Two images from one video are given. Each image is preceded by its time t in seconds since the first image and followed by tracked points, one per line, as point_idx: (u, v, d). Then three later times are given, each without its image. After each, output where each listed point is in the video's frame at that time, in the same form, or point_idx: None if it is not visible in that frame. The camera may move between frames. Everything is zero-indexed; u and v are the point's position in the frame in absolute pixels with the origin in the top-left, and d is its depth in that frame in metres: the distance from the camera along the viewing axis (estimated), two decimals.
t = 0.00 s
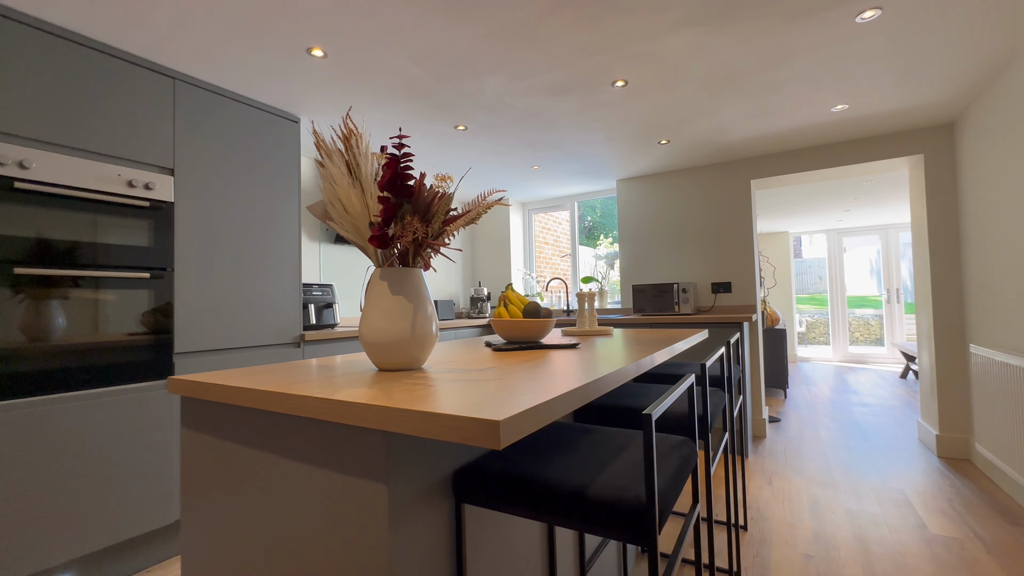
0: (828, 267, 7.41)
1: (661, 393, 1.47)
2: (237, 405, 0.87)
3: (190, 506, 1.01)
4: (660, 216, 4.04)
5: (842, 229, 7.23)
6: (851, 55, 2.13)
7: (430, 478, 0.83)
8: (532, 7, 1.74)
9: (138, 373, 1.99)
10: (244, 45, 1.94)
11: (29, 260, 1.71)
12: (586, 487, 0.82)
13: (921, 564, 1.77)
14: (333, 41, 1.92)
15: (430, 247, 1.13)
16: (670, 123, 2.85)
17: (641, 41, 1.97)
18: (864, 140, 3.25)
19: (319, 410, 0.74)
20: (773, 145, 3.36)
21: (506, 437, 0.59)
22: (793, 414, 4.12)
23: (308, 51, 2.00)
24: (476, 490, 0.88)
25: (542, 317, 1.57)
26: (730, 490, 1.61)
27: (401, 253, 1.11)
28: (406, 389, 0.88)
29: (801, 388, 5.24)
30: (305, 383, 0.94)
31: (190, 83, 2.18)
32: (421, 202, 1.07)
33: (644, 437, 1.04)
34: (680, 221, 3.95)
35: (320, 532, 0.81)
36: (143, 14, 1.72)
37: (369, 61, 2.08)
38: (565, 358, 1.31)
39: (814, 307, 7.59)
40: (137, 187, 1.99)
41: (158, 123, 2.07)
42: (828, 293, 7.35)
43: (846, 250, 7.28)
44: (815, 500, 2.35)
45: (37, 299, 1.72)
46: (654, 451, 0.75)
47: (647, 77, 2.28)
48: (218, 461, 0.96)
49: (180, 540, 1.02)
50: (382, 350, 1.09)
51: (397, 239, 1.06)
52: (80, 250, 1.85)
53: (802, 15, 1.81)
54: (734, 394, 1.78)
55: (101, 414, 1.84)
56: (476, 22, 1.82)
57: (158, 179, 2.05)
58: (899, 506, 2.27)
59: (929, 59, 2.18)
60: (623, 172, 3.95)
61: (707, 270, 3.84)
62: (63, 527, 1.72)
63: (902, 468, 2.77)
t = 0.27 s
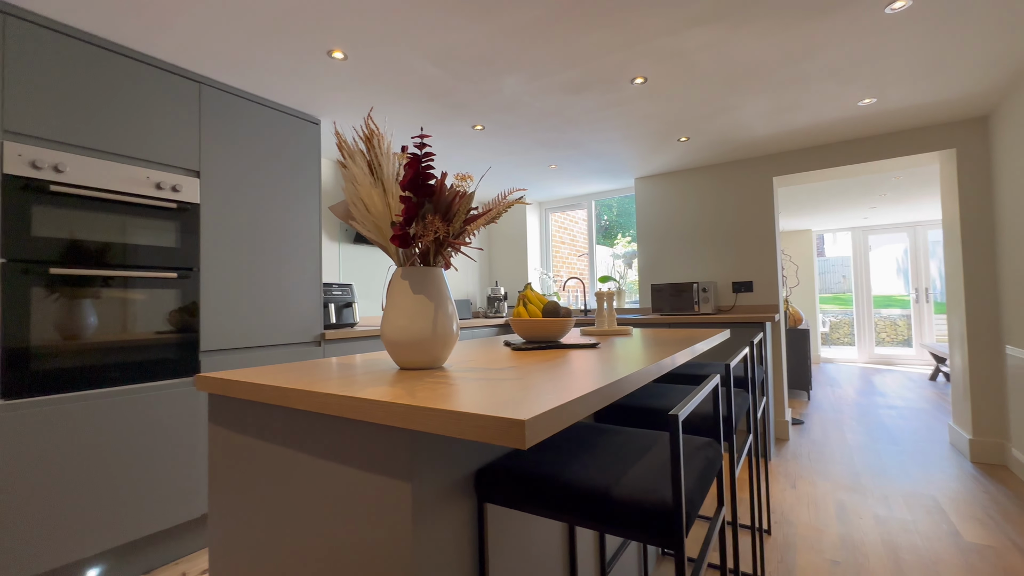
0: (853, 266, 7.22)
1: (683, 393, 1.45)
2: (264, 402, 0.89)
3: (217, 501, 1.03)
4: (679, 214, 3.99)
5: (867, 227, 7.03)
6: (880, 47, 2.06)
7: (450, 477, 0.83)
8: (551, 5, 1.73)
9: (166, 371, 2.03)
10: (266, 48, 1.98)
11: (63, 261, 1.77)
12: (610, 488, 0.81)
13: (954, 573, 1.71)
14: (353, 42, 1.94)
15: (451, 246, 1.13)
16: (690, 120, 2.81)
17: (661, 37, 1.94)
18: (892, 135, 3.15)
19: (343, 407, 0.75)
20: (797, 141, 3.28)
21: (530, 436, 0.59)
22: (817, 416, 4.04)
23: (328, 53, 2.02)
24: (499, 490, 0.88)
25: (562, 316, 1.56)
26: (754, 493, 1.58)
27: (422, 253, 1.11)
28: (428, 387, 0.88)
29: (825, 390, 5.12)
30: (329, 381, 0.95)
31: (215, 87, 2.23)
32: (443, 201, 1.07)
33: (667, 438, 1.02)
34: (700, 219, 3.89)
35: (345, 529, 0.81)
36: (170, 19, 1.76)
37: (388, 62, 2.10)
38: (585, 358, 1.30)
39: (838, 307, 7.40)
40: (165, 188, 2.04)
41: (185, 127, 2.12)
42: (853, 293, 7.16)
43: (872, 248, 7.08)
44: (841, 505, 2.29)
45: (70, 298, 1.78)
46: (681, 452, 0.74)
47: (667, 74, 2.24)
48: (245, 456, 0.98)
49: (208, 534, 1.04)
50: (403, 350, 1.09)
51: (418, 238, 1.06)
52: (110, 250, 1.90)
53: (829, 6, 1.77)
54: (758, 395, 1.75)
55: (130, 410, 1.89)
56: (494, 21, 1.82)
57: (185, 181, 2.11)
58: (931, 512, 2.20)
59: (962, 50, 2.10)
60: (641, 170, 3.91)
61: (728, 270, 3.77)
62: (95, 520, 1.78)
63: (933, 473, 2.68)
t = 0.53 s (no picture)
0: (882, 264, 6.99)
1: (709, 395, 1.42)
2: (293, 399, 0.90)
3: (247, 495, 1.05)
4: (702, 212, 3.92)
5: (898, 223, 6.80)
6: (917, 36, 1.98)
7: (475, 476, 0.83)
8: (573, 1, 1.72)
9: (195, 367, 2.08)
10: (292, 51, 2.01)
11: (98, 261, 1.83)
12: (639, 490, 0.80)
13: None
14: (375, 44, 1.96)
15: (474, 245, 1.13)
16: (714, 115, 2.75)
17: (685, 32, 1.91)
18: (927, 128, 3.04)
19: (370, 405, 0.76)
20: (825, 136, 3.19)
21: (560, 435, 0.58)
22: (846, 419, 3.92)
23: (351, 55, 2.05)
24: (525, 490, 0.87)
25: (585, 315, 1.55)
26: (783, 497, 1.54)
27: (446, 252, 1.11)
28: (453, 386, 0.88)
29: (854, 392, 4.97)
30: (353, 379, 0.96)
31: (242, 90, 2.28)
32: (468, 200, 1.07)
33: (695, 439, 1.00)
34: (723, 217, 3.82)
35: (373, 525, 0.82)
36: (200, 24, 1.81)
37: (410, 64, 2.11)
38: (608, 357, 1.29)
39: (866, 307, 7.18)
40: (194, 190, 2.09)
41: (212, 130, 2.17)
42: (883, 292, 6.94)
43: (903, 246, 6.85)
44: (873, 511, 2.21)
45: (105, 297, 1.84)
46: (712, 454, 0.72)
47: (690, 69, 2.20)
48: (273, 452, 1.00)
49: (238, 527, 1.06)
50: (427, 348, 1.10)
51: (442, 237, 1.06)
52: (142, 250, 1.96)
53: None
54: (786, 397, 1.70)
55: (161, 406, 1.95)
56: (516, 19, 1.81)
57: (213, 183, 2.16)
58: (969, 520, 2.11)
59: (1004, 39, 2.01)
60: (662, 168, 3.85)
61: (752, 268, 3.69)
62: (130, 511, 1.84)
63: (970, 479, 2.58)
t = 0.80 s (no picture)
0: (910, 263, 6.78)
1: (734, 395, 1.39)
2: (318, 396, 0.91)
3: (273, 491, 1.07)
4: (722, 210, 3.85)
5: (928, 220, 6.58)
6: (952, 26, 1.91)
7: (499, 476, 0.83)
8: None
9: (220, 365, 2.13)
10: (315, 53, 2.03)
11: (128, 260, 1.88)
12: (667, 490, 0.78)
13: None
14: (396, 44, 1.97)
15: (496, 243, 1.13)
16: (736, 111, 2.70)
17: (708, 26, 1.87)
18: (960, 121, 2.93)
19: (395, 403, 0.76)
20: (852, 131, 3.10)
21: (588, 435, 0.57)
22: (872, 421, 3.82)
23: (372, 55, 2.06)
24: (549, 489, 0.86)
25: (606, 314, 1.53)
26: (811, 502, 1.50)
27: (468, 250, 1.11)
28: (478, 385, 0.88)
29: (880, 394, 4.83)
30: (377, 376, 0.96)
31: (265, 92, 2.32)
32: (490, 198, 1.06)
33: (722, 441, 0.99)
34: (745, 215, 3.75)
35: (398, 522, 0.82)
36: (226, 27, 1.84)
37: (430, 63, 2.12)
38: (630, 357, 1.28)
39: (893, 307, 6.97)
40: (219, 191, 2.13)
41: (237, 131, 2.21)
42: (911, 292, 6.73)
43: (933, 244, 6.63)
44: (903, 517, 2.15)
45: (134, 295, 1.89)
46: (744, 455, 0.71)
47: (713, 64, 2.16)
48: (298, 448, 1.01)
49: (264, 522, 1.08)
50: (448, 346, 1.10)
51: (464, 235, 1.06)
52: (169, 250, 2.00)
53: None
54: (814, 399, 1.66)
55: (188, 402, 1.99)
56: (536, 17, 1.80)
57: (237, 183, 2.20)
58: (1006, 528, 2.03)
59: None
60: (682, 165, 3.80)
61: (775, 267, 3.62)
62: (159, 504, 1.89)
63: (1007, 486, 2.48)
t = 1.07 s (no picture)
0: (940, 261, 6.56)
1: (759, 397, 1.37)
2: (342, 393, 0.92)
3: (296, 486, 1.09)
4: (743, 207, 3.78)
5: (960, 217, 6.35)
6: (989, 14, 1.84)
7: (521, 475, 0.82)
8: None
9: (245, 361, 2.17)
10: (336, 54, 2.06)
11: (156, 259, 1.93)
12: (693, 493, 0.77)
13: None
14: (415, 44, 1.98)
15: (517, 240, 1.12)
16: (760, 105, 2.64)
17: (730, 19, 1.84)
18: (999, 112, 2.81)
19: (419, 401, 0.76)
20: (880, 125, 3.01)
21: (614, 436, 0.56)
22: (901, 424, 3.70)
23: (392, 56, 2.08)
24: (571, 488, 0.86)
25: (626, 313, 1.52)
26: (839, 506, 1.46)
27: (488, 248, 1.11)
28: (500, 384, 0.87)
29: (909, 397, 4.68)
30: (399, 374, 0.97)
31: (287, 94, 2.36)
32: (511, 195, 1.06)
33: (749, 443, 0.97)
34: (767, 213, 3.67)
35: (420, 519, 0.82)
36: (250, 29, 1.87)
37: (449, 62, 2.12)
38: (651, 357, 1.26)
39: (922, 307, 6.75)
40: (244, 191, 2.18)
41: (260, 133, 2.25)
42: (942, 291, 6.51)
43: (966, 242, 6.39)
44: (935, 524, 2.07)
45: (163, 294, 1.94)
46: (775, 457, 0.70)
47: (736, 58, 2.12)
48: (322, 445, 1.02)
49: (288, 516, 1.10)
50: (469, 345, 1.10)
51: (485, 233, 1.06)
52: (196, 249, 2.05)
53: None
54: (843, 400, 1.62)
55: (214, 398, 2.04)
56: (555, 14, 1.79)
57: (261, 183, 2.25)
58: None
59: None
60: (702, 162, 3.73)
61: (798, 266, 3.54)
62: (187, 497, 1.94)
63: None
